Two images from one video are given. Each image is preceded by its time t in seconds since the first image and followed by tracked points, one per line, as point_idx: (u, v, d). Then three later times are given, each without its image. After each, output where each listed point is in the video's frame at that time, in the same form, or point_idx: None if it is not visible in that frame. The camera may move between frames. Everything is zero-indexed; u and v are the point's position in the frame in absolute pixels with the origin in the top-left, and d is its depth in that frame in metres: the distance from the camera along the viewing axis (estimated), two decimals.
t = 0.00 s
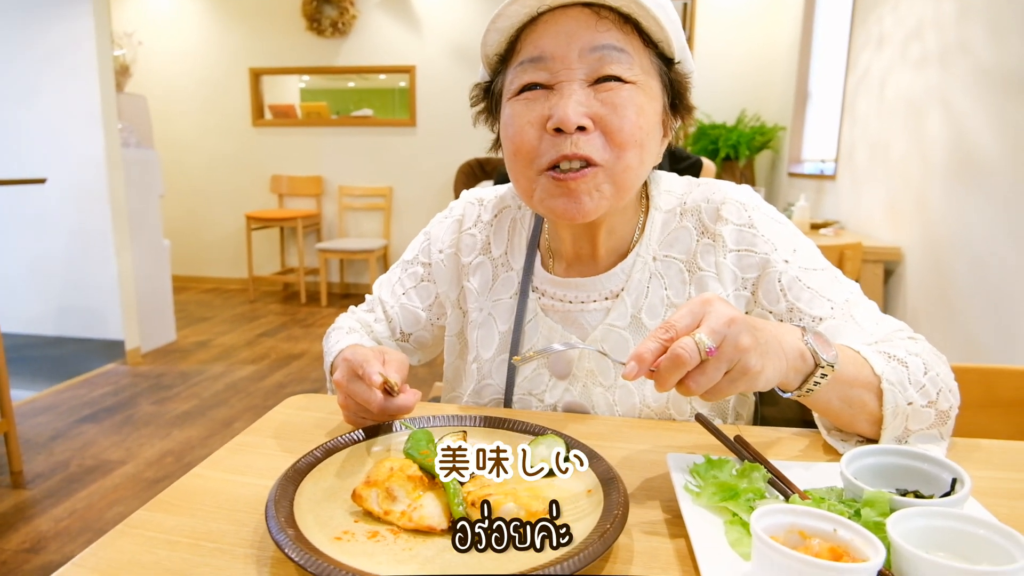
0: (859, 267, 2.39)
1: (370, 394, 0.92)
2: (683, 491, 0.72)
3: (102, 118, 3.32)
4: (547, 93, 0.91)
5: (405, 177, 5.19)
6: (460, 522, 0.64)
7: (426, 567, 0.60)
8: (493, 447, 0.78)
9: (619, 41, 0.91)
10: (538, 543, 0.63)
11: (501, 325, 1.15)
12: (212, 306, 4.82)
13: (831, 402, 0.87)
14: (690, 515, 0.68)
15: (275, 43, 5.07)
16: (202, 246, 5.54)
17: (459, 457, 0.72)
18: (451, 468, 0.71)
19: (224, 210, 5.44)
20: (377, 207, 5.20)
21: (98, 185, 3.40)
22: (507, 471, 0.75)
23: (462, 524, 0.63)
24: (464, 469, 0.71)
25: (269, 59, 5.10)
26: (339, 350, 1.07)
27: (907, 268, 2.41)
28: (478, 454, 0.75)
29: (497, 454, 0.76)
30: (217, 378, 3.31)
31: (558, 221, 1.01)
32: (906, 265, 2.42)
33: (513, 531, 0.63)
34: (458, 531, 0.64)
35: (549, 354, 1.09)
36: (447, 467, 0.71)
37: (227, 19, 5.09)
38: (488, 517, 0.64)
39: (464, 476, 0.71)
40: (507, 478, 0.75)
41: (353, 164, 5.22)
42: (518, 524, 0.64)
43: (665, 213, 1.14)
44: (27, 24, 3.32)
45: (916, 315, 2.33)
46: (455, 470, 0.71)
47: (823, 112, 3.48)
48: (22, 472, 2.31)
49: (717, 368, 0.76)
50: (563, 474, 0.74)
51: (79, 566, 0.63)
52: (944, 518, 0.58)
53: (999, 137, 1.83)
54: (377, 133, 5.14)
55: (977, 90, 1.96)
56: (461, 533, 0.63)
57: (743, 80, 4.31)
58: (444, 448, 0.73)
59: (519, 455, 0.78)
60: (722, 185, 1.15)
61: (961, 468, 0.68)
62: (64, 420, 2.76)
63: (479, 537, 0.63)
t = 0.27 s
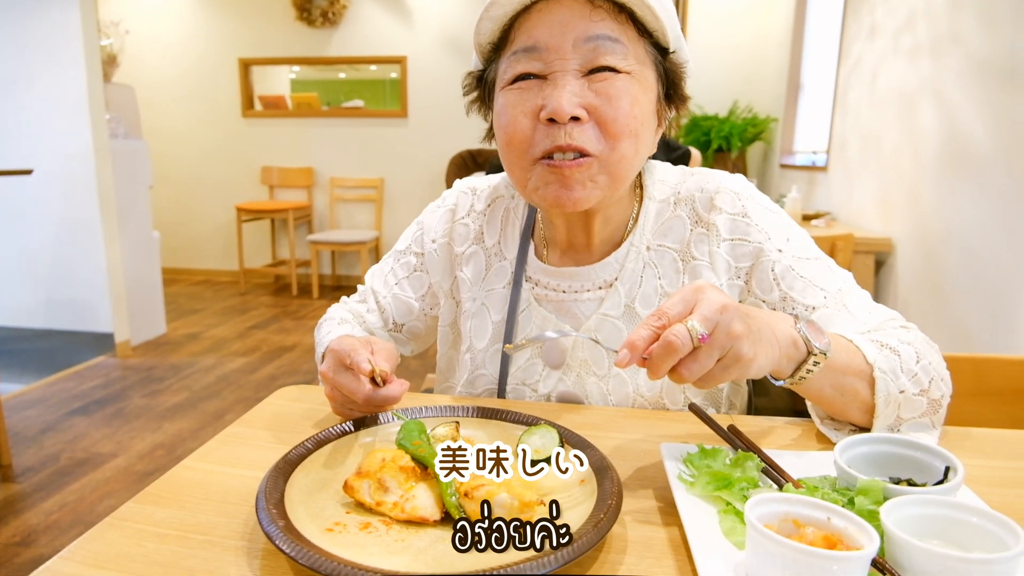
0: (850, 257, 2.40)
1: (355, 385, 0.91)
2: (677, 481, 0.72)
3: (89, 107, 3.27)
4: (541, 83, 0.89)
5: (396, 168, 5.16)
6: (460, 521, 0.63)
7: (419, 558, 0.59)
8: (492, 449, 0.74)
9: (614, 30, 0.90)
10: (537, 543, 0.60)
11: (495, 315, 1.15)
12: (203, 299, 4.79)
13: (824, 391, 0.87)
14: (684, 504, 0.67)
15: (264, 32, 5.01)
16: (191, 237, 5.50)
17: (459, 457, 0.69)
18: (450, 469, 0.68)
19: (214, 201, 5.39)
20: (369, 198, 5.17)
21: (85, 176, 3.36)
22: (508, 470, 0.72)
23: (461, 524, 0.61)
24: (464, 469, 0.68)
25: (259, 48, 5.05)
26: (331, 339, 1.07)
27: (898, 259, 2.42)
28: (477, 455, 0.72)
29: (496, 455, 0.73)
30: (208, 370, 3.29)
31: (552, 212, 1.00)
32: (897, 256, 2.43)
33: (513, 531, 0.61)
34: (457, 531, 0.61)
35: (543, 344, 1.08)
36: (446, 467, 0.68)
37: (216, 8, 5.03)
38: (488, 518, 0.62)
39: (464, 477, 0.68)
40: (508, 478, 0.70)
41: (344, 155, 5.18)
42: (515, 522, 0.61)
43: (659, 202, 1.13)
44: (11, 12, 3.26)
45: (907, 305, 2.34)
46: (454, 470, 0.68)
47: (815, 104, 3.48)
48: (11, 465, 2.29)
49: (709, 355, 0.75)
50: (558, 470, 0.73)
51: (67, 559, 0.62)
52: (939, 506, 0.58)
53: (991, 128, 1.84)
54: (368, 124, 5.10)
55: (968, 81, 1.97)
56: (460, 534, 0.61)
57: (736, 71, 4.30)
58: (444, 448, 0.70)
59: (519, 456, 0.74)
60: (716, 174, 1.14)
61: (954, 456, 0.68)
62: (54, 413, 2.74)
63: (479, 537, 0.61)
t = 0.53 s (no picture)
0: (851, 247, 2.39)
1: (358, 379, 0.92)
2: (679, 471, 0.72)
3: (86, 103, 3.26)
4: (542, 75, 0.89)
5: (396, 162, 5.15)
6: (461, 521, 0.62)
7: (423, 550, 0.60)
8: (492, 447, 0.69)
9: (615, 21, 0.89)
10: (536, 542, 0.58)
11: (496, 306, 1.15)
12: (204, 294, 4.79)
13: (826, 380, 0.87)
14: (687, 494, 0.67)
15: (261, 26, 4.99)
16: (191, 233, 5.49)
17: (460, 457, 0.66)
18: (450, 469, 0.66)
19: (213, 196, 5.39)
20: (368, 191, 5.16)
21: (84, 172, 3.35)
22: (508, 472, 0.66)
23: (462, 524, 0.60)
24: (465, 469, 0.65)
25: (256, 42, 5.03)
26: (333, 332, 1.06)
27: (899, 248, 2.42)
28: (478, 454, 0.67)
29: (497, 454, 0.67)
30: (210, 365, 3.29)
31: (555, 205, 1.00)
32: (897, 245, 2.43)
33: (513, 531, 0.60)
34: (457, 530, 0.61)
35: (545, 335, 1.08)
36: (446, 468, 0.66)
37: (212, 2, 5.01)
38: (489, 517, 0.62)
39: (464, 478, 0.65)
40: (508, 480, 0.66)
41: (343, 149, 5.17)
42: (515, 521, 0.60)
43: (660, 192, 1.13)
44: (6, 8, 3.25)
45: (908, 294, 2.34)
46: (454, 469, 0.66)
47: (814, 93, 3.46)
48: (15, 461, 2.30)
49: (710, 345, 0.75)
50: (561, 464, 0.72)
51: (71, 554, 0.62)
52: (943, 494, 0.58)
53: (991, 115, 1.83)
54: (366, 117, 5.09)
55: (969, 69, 1.96)
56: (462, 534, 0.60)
57: (735, 61, 4.28)
58: (444, 448, 0.67)
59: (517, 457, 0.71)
60: (717, 163, 1.14)
61: (957, 443, 0.68)
62: (57, 410, 2.74)
63: (479, 537, 0.60)
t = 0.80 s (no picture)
0: (852, 241, 2.39)
1: (358, 384, 0.92)
2: (682, 470, 0.73)
3: (87, 113, 3.28)
4: (538, 84, 0.90)
5: (396, 165, 5.16)
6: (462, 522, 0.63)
7: (431, 553, 0.60)
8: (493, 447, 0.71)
9: (610, 29, 0.90)
10: (536, 542, 0.59)
11: (497, 307, 1.15)
12: (207, 300, 4.81)
13: (825, 376, 0.87)
14: (690, 492, 0.68)
15: (259, 32, 5.00)
16: (193, 239, 5.51)
17: (460, 457, 0.68)
18: (450, 469, 0.67)
19: (215, 203, 5.40)
20: (369, 195, 5.17)
21: (86, 181, 3.37)
22: (509, 471, 0.67)
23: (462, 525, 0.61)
24: (465, 469, 0.67)
25: (254, 48, 5.04)
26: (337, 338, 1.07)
27: (901, 242, 2.42)
28: (478, 454, 0.68)
29: (497, 454, 0.68)
30: (214, 371, 3.31)
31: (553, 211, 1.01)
32: (899, 239, 2.43)
33: (514, 531, 0.61)
34: (458, 531, 0.62)
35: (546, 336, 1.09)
36: (446, 468, 0.68)
37: (210, 8, 5.02)
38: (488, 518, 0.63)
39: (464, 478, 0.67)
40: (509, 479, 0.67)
41: (343, 153, 5.18)
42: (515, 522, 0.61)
43: (659, 192, 1.13)
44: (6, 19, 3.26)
45: (910, 288, 2.34)
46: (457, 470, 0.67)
47: (813, 88, 3.46)
48: (22, 470, 2.31)
49: (707, 349, 0.76)
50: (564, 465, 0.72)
51: (82, 562, 0.63)
52: (943, 488, 0.58)
53: (990, 107, 1.83)
54: (366, 121, 5.10)
55: (967, 62, 1.96)
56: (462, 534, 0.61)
57: (733, 57, 4.28)
58: (444, 448, 0.69)
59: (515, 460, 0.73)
60: (715, 162, 1.14)
61: (958, 438, 0.68)
62: (63, 418, 2.76)
63: (479, 537, 0.61)
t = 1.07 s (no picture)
0: (857, 243, 2.39)
1: (365, 386, 0.93)
2: (685, 472, 0.73)
3: (94, 119, 3.31)
4: (543, 96, 0.90)
5: (401, 168, 5.18)
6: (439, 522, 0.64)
7: (435, 556, 0.61)
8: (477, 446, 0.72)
9: (612, 39, 0.91)
10: (530, 544, 0.60)
11: (503, 311, 1.16)
12: (213, 304, 4.83)
13: (829, 379, 0.88)
14: (693, 495, 0.68)
15: (264, 37, 5.03)
16: (200, 243, 5.54)
17: (440, 457, 0.69)
18: (431, 469, 0.69)
19: (221, 207, 5.43)
20: (374, 199, 5.19)
21: (94, 186, 3.39)
22: (489, 471, 0.70)
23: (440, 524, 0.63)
24: (445, 469, 0.69)
25: (259, 53, 5.07)
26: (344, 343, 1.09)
27: (906, 244, 2.42)
28: (458, 454, 0.70)
29: (478, 454, 0.70)
30: (221, 375, 3.32)
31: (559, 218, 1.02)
32: (904, 240, 2.43)
33: (491, 531, 0.62)
34: (435, 531, 0.63)
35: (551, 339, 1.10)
36: (427, 468, 0.69)
37: (215, 14, 5.06)
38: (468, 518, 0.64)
39: (444, 477, 0.69)
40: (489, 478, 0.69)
41: (348, 157, 5.20)
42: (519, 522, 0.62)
43: (661, 196, 1.14)
44: (15, 27, 3.30)
45: (916, 290, 2.33)
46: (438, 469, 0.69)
47: (817, 89, 3.45)
48: (31, 474, 2.33)
49: (713, 346, 0.76)
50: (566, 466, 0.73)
51: (94, 564, 0.64)
52: (943, 489, 0.59)
53: (994, 108, 1.83)
54: (371, 125, 5.12)
55: (970, 63, 1.96)
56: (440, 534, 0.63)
57: (737, 59, 4.28)
58: (423, 448, 0.70)
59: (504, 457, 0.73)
60: (718, 166, 1.15)
61: (959, 440, 0.69)
62: (72, 422, 2.78)
63: (457, 536, 0.62)
